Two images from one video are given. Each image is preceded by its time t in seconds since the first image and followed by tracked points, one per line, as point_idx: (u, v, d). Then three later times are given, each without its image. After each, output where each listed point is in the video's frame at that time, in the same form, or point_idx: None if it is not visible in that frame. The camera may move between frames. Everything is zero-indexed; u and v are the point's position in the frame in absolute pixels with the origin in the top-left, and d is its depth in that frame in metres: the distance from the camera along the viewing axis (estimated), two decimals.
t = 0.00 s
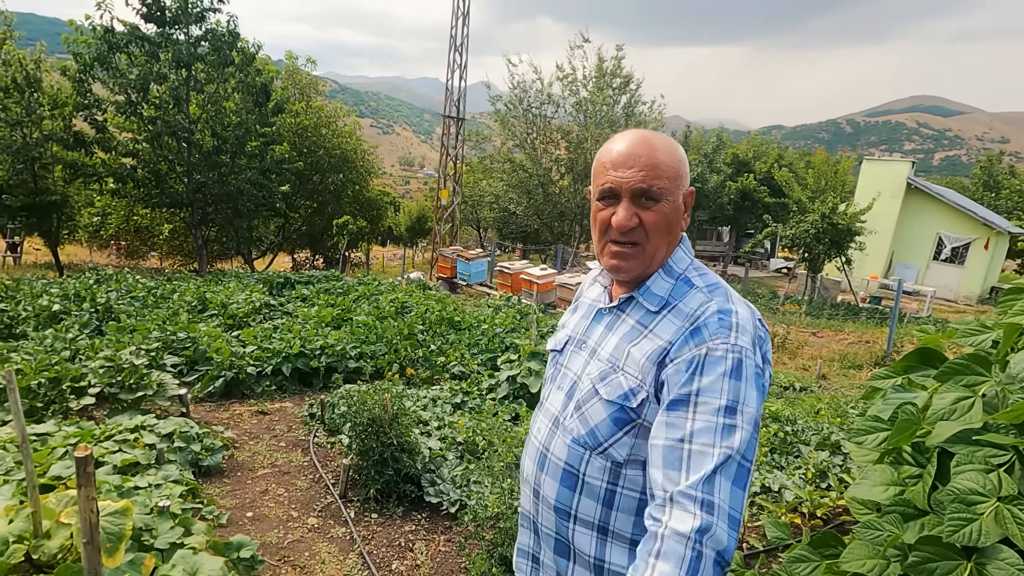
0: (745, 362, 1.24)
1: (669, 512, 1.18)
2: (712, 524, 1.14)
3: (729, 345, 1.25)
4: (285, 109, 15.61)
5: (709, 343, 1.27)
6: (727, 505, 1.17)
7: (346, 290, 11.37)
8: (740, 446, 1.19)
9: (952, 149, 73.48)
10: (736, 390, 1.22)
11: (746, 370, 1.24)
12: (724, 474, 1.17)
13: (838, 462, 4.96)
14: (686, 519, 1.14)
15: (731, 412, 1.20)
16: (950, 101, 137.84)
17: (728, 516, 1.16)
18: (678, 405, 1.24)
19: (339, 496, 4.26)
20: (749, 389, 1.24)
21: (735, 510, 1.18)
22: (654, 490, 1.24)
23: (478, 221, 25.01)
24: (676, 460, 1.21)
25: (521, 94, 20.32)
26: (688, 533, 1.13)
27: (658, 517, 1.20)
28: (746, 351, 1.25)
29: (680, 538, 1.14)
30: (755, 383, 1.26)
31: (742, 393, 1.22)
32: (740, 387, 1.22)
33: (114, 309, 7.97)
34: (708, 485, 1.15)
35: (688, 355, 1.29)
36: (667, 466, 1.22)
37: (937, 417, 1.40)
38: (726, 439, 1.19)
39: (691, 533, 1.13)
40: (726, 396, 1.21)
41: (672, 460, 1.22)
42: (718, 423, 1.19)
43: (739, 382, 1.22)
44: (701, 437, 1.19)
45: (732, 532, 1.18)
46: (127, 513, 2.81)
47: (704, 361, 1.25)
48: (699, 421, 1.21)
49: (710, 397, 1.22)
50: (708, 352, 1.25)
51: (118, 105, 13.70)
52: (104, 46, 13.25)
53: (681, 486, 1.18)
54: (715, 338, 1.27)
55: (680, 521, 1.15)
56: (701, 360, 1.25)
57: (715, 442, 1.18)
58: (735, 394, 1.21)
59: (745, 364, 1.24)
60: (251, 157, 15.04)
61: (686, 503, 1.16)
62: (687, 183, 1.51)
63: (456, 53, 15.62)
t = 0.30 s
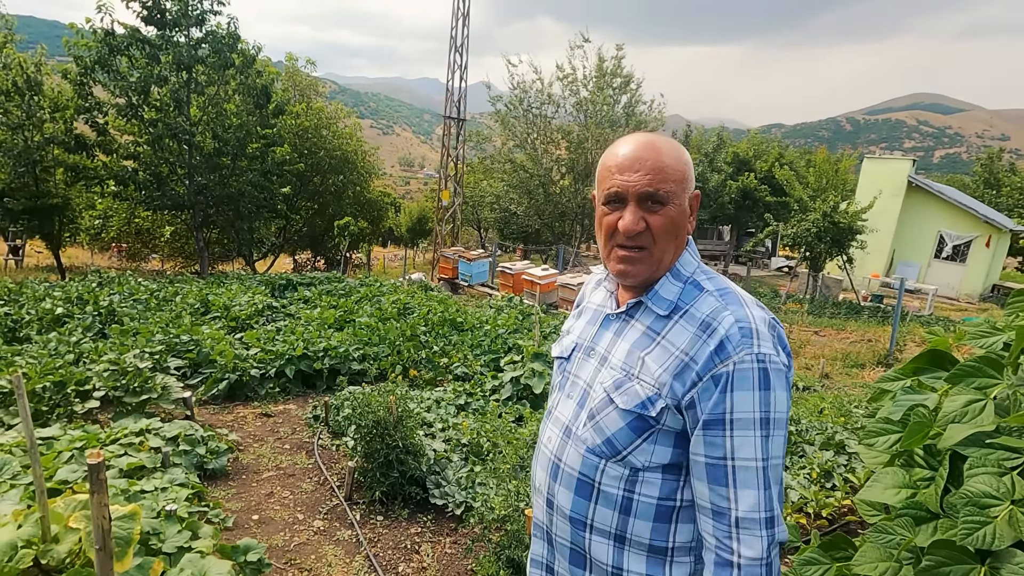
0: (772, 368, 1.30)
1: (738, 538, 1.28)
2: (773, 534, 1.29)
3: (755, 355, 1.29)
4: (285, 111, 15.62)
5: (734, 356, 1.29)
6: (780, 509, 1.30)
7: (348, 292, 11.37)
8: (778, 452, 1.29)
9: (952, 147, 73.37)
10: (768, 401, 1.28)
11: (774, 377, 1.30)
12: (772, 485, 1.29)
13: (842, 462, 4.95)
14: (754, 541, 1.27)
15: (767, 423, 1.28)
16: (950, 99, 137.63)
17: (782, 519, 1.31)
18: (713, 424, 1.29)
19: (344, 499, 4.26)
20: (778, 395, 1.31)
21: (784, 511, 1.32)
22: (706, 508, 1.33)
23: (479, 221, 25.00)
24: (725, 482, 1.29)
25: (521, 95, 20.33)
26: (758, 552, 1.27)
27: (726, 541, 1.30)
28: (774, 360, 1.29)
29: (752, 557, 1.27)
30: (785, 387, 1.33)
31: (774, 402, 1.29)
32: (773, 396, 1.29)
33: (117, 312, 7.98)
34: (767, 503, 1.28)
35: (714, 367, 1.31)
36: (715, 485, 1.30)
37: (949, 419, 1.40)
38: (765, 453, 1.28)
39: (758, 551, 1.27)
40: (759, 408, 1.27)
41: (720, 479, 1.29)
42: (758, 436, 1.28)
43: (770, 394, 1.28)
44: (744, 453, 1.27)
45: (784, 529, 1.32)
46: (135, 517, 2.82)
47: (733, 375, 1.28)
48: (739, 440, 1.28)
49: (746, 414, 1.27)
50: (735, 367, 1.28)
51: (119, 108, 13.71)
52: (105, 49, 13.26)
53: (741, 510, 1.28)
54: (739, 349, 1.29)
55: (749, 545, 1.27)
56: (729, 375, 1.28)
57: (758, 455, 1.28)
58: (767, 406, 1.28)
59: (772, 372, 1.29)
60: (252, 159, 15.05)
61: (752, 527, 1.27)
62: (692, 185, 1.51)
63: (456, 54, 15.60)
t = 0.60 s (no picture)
0: (755, 366, 1.30)
1: (736, 534, 1.29)
2: (770, 527, 1.30)
3: (737, 352, 1.29)
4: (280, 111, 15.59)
5: (716, 355, 1.28)
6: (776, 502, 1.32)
7: (343, 293, 11.34)
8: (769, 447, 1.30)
9: (948, 146, 73.60)
10: (753, 398, 1.28)
11: (758, 373, 1.30)
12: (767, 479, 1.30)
13: (835, 462, 4.94)
14: (751, 537, 1.28)
15: (755, 420, 1.29)
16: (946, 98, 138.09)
17: (779, 513, 1.33)
18: (700, 425, 1.29)
19: (335, 501, 4.24)
20: (765, 391, 1.32)
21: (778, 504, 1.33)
22: (698, 508, 1.33)
23: (476, 221, 24.98)
24: (716, 480, 1.29)
25: (516, 95, 20.34)
26: (758, 547, 1.28)
27: (722, 538, 1.30)
28: (757, 356, 1.30)
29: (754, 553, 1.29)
30: (770, 382, 1.34)
31: (759, 398, 1.30)
32: (757, 393, 1.29)
33: (109, 314, 7.94)
34: (761, 496, 1.29)
35: (695, 369, 1.30)
36: (707, 485, 1.30)
37: (930, 418, 1.38)
38: (754, 448, 1.29)
39: (758, 548, 1.28)
40: (743, 406, 1.28)
41: (710, 479, 1.29)
42: (747, 433, 1.28)
43: (755, 391, 1.28)
44: (733, 452, 1.27)
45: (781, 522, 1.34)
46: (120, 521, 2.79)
47: (718, 375, 1.28)
48: (728, 439, 1.28)
49: (733, 413, 1.27)
50: (718, 366, 1.27)
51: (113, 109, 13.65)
52: (98, 50, 13.21)
53: (736, 506, 1.28)
54: (720, 349, 1.28)
55: (746, 541, 1.28)
56: (713, 375, 1.28)
57: (747, 453, 1.28)
58: (753, 402, 1.28)
59: (755, 369, 1.29)
60: (247, 160, 15.00)
61: (749, 522, 1.28)
62: (664, 181, 1.50)
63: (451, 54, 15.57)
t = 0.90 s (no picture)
0: (703, 371, 1.34)
1: (674, 544, 1.32)
2: (708, 539, 1.32)
3: (685, 357, 1.33)
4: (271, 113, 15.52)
5: (664, 359, 1.33)
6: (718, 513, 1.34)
7: (335, 295, 11.29)
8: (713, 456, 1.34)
9: (940, 145, 74.06)
10: (699, 404, 1.32)
11: (707, 380, 1.34)
12: (710, 488, 1.33)
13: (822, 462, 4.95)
14: (688, 545, 1.31)
15: (698, 427, 1.32)
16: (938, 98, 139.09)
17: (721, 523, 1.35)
18: (646, 429, 1.33)
19: (320, 506, 4.22)
20: (713, 398, 1.35)
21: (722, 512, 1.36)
22: (643, 515, 1.37)
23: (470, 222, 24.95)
24: (659, 487, 1.33)
25: (509, 96, 20.34)
26: (695, 558, 1.30)
27: (661, 547, 1.34)
28: (704, 362, 1.34)
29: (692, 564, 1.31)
30: (718, 388, 1.37)
31: (705, 405, 1.33)
32: (703, 400, 1.33)
33: (96, 318, 7.88)
34: (701, 507, 1.32)
35: (644, 373, 1.35)
36: (652, 491, 1.34)
37: (896, 422, 1.39)
38: (698, 457, 1.32)
39: (695, 558, 1.31)
40: (688, 412, 1.32)
41: (654, 484, 1.33)
42: (690, 441, 1.32)
43: (700, 397, 1.32)
44: (677, 459, 1.31)
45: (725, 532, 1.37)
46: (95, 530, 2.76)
47: (664, 379, 1.32)
48: (672, 445, 1.32)
49: (677, 418, 1.32)
50: (665, 371, 1.32)
51: (102, 111, 13.55)
52: (86, 52, 13.11)
53: (676, 515, 1.31)
54: (668, 353, 1.33)
55: (684, 551, 1.31)
56: (660, 379, 1.32)
57: (690, 461, 1.32)
58: (698, 409, 1.32)
59: (703, 375, 1.33)
60: (238, 162, 14.92)
61: (688, 532, 1.31)
62: (621, 187, 1.56)
63: (443, 55, 15.53)
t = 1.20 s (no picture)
0: (675, 373, 1.34)
1: (645, 546, 1.32)
2: (681, 542, 1.32)
3: (656, 360, 1.33)
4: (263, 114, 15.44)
5: (635, 361, 1.33)
6: (691, 517, 1.34)
7: (327, 297, 11.25)
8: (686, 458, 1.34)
9: (931, 144, 74.58)
10: (671, 407, 1.33)
11: (679, 383, 1.34)
12: (682, 490, 1.33)
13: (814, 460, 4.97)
14: (660, 548, 1.31)
15: (671, 430, 1.32)
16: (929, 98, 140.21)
17: (694, 526, 1.35)
18: (617, 431, 1.34)
19: (311, 508, 4.19)
20: (687, 400, 1.35)
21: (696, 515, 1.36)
22: (617, 516, 1.37)
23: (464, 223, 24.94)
24: (632, 489, 1.34)
25: (502, 96, 20.36)
26: (665, 560, 1.31)
27: (634, 549, 1.34)
28: (675, 365, 1.34)
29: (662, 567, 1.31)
30: (692, 391, 1.37)
31: (678, 407, 1.34)
32: (676, 403, 1.33)
33: (85, 321, 7.82)
34: (672, 510, 1.31)
35: (616, 375, 1.35)
36: (624, 492, 1.34)
37: (879, 422, 1.39)
38: (670, 460, 1.32)
39: (665, 560, 1.31)
40: (661, 414, 1.32)
41: (627, 486, 1.34)
42: (662, 443, 1.32)
43: (673, 400, 1.33)
44: (648, 461, 1.31)
45: (698, 534, 1.37)
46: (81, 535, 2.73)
47: (634, 382, 1.33)
48: (645, 448, 1.32)
49: (648, 421, 1.32)
50: (635, 373, 1.32)
51: (91, 113, 13.44)
52: (75, 53, 13.00)
53: (647, 518, 1.32)
54: (639, 356, 1.33)
55: (655, 553, 1.31)
56: (631, 382, 1.33)
57: (662, 464, 1.32)
58: (670, 412, 1.32)
59: (676, 377, 1.34)
60: (230, 163, 14.84)
61: (658, 535, 1.31)
62: (596, 189, 1.55)
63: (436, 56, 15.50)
